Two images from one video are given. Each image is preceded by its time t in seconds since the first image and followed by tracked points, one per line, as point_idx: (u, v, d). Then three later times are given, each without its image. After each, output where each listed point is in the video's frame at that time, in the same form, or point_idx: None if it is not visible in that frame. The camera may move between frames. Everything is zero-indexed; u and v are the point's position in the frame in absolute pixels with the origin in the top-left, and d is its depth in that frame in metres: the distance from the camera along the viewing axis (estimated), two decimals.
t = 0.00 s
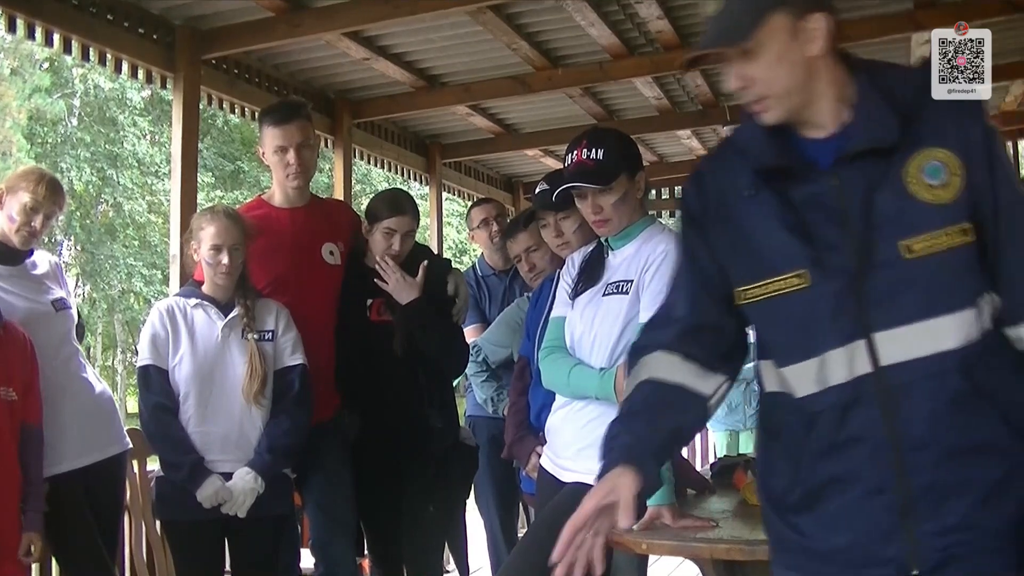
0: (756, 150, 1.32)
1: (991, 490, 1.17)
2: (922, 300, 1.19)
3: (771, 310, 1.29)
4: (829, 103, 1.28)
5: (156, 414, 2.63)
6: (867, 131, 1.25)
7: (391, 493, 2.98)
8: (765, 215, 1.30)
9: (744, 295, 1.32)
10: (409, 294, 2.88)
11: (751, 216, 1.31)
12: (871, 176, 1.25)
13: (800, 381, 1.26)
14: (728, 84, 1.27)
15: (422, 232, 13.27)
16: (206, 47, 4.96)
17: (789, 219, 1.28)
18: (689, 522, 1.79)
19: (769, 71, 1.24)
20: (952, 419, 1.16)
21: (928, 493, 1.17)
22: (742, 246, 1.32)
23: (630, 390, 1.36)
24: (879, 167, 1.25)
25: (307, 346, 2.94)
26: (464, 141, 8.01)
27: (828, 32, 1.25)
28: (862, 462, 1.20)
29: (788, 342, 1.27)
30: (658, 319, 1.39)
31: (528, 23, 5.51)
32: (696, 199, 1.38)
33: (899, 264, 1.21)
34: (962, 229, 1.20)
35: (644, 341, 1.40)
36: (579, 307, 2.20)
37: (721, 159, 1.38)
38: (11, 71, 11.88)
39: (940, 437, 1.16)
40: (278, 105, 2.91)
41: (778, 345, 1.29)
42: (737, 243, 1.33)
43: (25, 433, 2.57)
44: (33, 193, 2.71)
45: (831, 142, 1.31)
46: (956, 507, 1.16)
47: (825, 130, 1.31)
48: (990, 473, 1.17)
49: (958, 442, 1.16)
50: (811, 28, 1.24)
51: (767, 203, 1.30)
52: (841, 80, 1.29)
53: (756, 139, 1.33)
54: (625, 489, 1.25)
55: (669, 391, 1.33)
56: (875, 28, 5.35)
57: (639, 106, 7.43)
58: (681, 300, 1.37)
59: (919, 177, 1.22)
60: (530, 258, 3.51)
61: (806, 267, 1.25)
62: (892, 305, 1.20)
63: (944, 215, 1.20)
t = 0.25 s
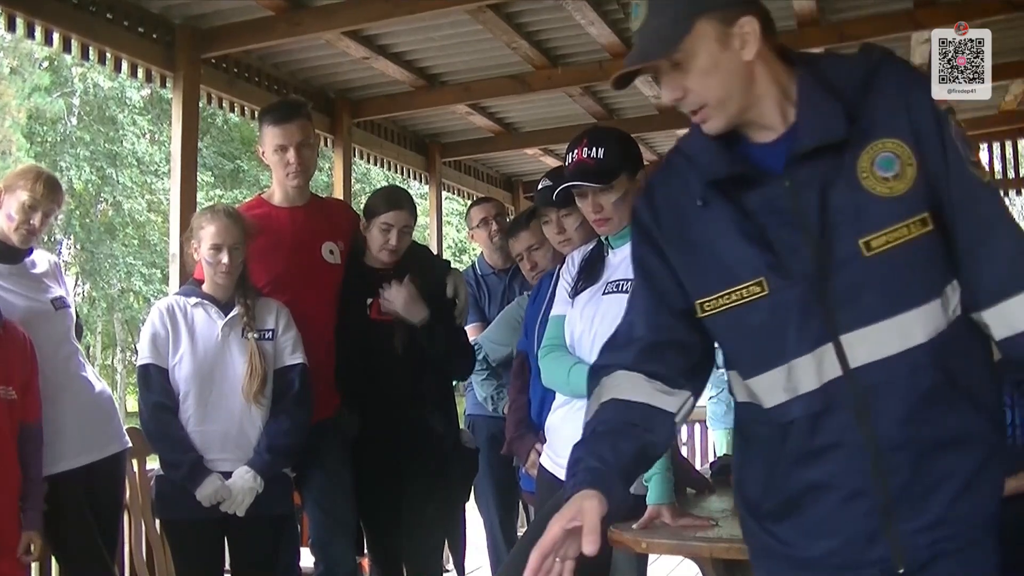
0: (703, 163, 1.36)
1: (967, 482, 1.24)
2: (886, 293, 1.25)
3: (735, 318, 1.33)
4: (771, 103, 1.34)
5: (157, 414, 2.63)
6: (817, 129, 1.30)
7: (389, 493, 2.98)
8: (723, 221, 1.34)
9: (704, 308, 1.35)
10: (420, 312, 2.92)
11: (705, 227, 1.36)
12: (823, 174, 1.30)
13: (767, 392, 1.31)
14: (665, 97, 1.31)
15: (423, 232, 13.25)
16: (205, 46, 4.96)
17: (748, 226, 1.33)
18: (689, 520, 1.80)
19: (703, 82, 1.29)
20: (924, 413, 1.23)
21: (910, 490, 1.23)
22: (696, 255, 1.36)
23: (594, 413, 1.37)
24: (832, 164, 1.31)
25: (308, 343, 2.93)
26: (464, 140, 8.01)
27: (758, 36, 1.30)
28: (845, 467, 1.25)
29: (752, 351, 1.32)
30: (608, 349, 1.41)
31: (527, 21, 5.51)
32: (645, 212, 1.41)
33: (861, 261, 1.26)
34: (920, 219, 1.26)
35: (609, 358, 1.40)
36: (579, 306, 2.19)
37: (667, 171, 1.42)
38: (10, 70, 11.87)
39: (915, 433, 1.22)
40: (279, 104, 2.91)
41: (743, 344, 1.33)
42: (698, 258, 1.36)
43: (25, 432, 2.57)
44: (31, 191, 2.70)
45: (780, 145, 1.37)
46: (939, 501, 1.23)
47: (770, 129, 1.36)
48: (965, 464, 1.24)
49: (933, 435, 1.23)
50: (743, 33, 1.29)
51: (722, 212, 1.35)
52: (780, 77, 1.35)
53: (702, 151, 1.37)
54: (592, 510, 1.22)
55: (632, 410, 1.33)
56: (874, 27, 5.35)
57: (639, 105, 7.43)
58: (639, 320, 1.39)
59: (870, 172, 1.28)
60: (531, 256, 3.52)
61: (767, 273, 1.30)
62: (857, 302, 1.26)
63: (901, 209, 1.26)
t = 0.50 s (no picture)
0: (706, 158, 1.38)
1: (962, 490, 1.24)
2: (874, 292, 1.26)
3: (732, 313, 1.35)
4: (778, 98, 1.36)
5: (156, 414, 2.62)
6: (811, 126, 1.31)
7: (389, 492, 2.98)
8: (721, 219, 1.37)
9: (701, 302, 1.38)
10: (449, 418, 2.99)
11: (704, 222, 1.39)
12: (821, 170, 1.32)
13: (759, 389, 1.34)
14: (672, 92, 1.35)
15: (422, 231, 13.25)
16: (206, 45, 4.96)
17: (746, 222, 1.36)
18: (689, 520, 1.80)
19: (707, 76, 1.33)
20: (916, 417, 1.24)
21: (900, 494, 1.25)
22: (694, 254, 1.39)
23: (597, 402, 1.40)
24: (835, 161, 1.32)
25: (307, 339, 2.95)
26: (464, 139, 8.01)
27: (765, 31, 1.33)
28: (833, 465, 1.28)
29: (746, 348, 1.35)
30: (617, 342, 1.44)
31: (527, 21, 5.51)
32: (654, 210, 1.45)
33: (854, 261, 1.28)
34: (919, 221, 1.27)
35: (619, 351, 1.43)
36: (579, 304, 2.19)
37: (675, 167, 1.45)
38: (10, 69, 11.87)
39: (908, 437, 1.24)
40: (278, 102, 2.91)
41: (742, 340, 1.35)
42: (691, 256, 1.40)
43: (24, 431, 2.57)
44: (31, 189, 2.71)
45: (782, 142, 1.39)
46: (932, 506, 1.24)
47: (777, 125, 1.39)
48: (959, 471, 1.24)
49: (925, 439, 1.24)
50: (751, 27, 1.33)
51: (722, 206, 1.38)
52: (787, 71, 1.37)
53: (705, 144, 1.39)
54: (592, 495, 1.25)
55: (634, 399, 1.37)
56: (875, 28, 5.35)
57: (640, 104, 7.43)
58: (642, 315, 1.42)
59: (869, 172, 1.29)
60: (532, 255, 3.52)
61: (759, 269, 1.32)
62: (848, 300, 1.28)
63: (899, 210, 1.27)
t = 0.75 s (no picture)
0: (766, 147, 1.34)
1: (976, 507, 1.15)
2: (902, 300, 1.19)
3: (772, 306, 1.30)
4: (842, 99, 1.27)
5: (156, 414, 2.62)
6: (864, 124, 1.24)
7: (387, 493, 2.99)
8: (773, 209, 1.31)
9: (749, 288, 1.33)
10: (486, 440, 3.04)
11: (761, 211, 1.33)
12: (869, 170, 1.24)
13: (792, 375, 1.28)
14: (739, 83, 1.29)
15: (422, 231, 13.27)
16: (206, 45, 4.97)
17: (796, 215, 1.30)
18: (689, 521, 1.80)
19: (773, 71, 1.26)
20: (937, 426, 1.15)
21: (909, 506, 1.17)
22: (754, 240, 1.34)
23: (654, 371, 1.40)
24: (885, 159, 1.24)
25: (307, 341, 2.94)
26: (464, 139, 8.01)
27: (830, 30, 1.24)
28: (846, 460, 1.21)
29: (783, 339, 1.29)
30: (678, 318, 1.41)
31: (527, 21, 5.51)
32: (723, 196, 1.40)
33: (891, 260, 1.20)
34: (959, 228, 1.17)
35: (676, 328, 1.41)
36: (579, 304, 2.19)
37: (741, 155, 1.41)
38: (10, 68, 11.88)
39: (924, 443, 1.16)
40: (278, 102, 2.91)
41: (789, 338, 1.28)
42: (738, 239, 1.36)
43: (25, 430, 2.57)
44: (30, 189, 2.71)
45: (841, 138, 1.30)
46: (941, 518, 1.15)
47: (840, 124, 1.30)
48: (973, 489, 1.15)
49: (935, 450, 1.16)
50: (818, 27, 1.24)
51: (776, 198, 1.32)
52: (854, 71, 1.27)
53: (767, 141, 1.34)
54: (638, 460, 1.29)
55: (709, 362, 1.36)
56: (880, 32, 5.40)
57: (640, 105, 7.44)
58: (701, 297, 1.39)
59: (914, 174, 1.21)
60: (532, 256, 3.52)
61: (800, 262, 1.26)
62: (878, 298, 1.20)
63: (939, 213, 1.18)
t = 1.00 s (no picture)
0: (838, 141, 1.41)
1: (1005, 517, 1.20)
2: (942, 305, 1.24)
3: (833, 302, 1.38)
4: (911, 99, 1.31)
5: (155, 414, 2.63)
6: (928, 130, 1.28)
7: (388, 494, 2.99)
8: (841, 197, 1.40)
9: (822, 279, 1.43)
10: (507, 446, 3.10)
11: (834, 200, 1.42)
12: (925, 175, 1.30)
13: (843, 366, 1.38)
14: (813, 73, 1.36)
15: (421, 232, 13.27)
16: (205, 47, 4.97)
17: (856, 210, 1.37)
18: (688, 523, 1.81)
19: (839, 69, 1.32)
20: (971, 438, 1.21)
21: (936, 507, 1.24)
22: (825, 234, 1.43)
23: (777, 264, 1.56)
24: (943, 169, 1.28)
25: (308, 341, 2.92)
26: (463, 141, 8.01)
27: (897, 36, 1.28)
28: (877, 452, 1.30)
29: (841, 332, 1.38)
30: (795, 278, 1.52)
31: (527, 23, 5.51)
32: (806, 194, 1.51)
33: (936, 270, 1.25)
34: (1009, 246, 1.19)
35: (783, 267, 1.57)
36: (578, 306, 2.20)
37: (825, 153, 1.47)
38: (10, 70, 11.86)
39: (953, 448, 1.22)
40: (278, 103, 2.91)
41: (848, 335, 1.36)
42: (813, 230, 1.47)
43: (24, 430, 2.57)
44: (29, 190, 2.71)
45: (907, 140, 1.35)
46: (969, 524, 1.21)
47: (909, 125, 1.34)
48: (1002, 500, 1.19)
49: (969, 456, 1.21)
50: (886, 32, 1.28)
51: (845, 193, 1.40)
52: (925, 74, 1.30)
53: (844, 137, 1.40)
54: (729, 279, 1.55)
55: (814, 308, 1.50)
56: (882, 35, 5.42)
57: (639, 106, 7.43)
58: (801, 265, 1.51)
59: (972, 185, 1.24)
60: (531, 256, 3.52)
61: (851, 262, 1.36)
62: (921, 304, 1.26)
63: (991, 230, 1.20)
